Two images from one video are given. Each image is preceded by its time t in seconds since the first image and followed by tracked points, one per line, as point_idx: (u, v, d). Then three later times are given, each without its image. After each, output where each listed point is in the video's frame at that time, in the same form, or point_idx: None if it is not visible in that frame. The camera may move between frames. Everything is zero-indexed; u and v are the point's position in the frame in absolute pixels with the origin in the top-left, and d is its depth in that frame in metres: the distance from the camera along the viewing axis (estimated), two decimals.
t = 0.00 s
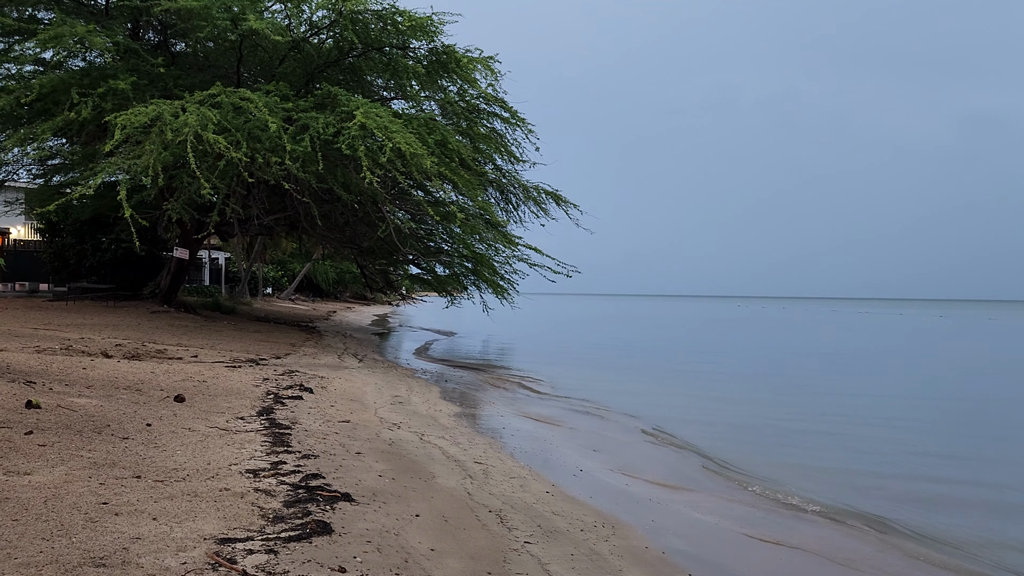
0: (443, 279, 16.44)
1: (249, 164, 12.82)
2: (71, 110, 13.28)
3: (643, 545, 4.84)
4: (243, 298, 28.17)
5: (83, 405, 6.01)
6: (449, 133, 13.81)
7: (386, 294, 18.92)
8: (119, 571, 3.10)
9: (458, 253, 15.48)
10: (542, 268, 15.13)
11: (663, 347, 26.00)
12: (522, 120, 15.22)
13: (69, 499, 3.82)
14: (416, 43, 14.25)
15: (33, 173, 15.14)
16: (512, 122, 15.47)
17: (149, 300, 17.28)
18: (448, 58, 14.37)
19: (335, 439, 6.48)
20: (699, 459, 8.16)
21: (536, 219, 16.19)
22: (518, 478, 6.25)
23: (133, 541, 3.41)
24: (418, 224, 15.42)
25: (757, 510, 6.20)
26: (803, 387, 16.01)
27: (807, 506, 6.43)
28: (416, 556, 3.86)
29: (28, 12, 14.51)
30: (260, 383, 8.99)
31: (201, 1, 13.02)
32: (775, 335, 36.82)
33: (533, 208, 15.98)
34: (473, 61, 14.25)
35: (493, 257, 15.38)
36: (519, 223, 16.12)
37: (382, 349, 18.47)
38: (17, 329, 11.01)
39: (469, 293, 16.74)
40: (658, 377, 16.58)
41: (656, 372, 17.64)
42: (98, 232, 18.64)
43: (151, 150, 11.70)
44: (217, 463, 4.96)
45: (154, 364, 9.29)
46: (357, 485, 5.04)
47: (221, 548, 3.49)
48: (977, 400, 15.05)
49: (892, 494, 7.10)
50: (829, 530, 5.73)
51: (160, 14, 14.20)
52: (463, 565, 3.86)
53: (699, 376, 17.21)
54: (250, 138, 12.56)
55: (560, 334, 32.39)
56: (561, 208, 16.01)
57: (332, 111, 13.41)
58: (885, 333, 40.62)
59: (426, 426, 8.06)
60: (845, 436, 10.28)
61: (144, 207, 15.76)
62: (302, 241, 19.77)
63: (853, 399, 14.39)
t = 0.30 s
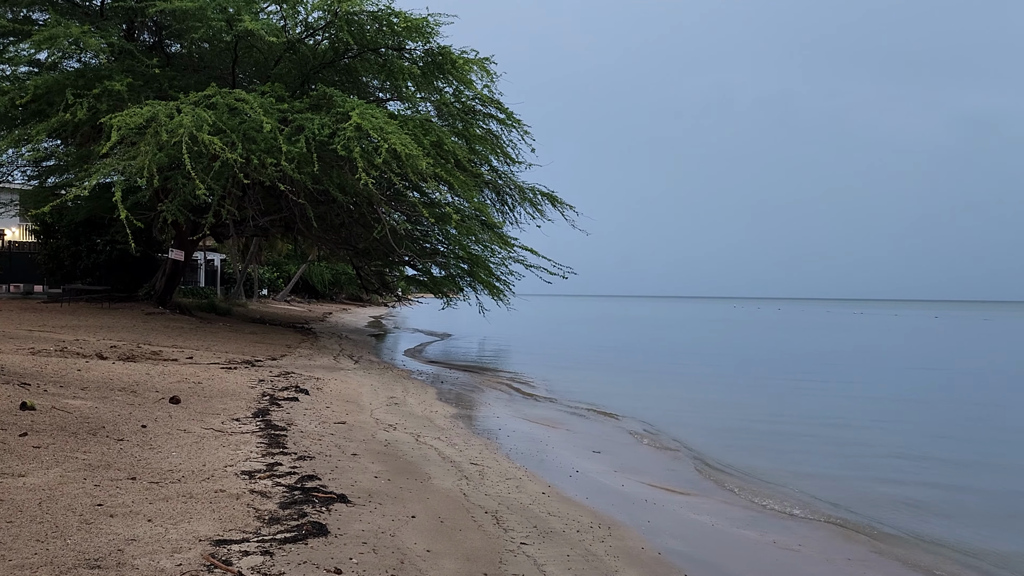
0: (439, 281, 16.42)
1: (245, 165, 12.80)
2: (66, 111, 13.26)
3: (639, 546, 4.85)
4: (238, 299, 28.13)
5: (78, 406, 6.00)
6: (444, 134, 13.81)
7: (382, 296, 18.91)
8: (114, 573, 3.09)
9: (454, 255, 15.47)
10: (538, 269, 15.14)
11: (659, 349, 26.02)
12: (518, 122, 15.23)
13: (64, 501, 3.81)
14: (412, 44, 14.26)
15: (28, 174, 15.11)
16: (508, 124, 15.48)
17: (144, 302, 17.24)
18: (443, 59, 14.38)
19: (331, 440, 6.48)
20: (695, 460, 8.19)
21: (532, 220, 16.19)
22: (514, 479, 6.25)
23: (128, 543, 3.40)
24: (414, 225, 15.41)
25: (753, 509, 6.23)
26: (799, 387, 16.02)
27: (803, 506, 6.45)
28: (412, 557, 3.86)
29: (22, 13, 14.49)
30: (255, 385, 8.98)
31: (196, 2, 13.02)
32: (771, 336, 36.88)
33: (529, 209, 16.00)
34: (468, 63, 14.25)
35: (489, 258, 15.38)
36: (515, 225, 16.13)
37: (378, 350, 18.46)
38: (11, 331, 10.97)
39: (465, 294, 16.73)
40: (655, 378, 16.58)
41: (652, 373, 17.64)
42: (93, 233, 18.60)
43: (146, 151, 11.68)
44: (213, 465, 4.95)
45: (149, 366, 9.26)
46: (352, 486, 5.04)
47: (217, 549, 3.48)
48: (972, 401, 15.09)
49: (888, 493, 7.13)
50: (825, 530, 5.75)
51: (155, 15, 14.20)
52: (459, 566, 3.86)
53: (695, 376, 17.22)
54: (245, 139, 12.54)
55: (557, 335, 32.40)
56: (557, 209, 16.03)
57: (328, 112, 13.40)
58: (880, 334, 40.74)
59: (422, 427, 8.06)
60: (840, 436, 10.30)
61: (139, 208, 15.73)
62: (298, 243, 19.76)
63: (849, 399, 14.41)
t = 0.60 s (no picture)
0: (435, 282, 16.41)
1: (241, 166, 12.78)
2: (61, 112, 13.23)
3: (636, 547, 4.85)
4: (234, 300, 28.10)
5: (73, 408, 5.99)
6: (440, 136, 13.81)
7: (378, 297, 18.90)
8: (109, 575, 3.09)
9: (450, 256, 15.47)
10: (534, 271, 15.16)
11: (655, 350, 26.06)
12: (514, 123, 15.24)
13: (59, 502, 3.80)
14: (408, 46, 14.26)
15: (23, 175, 15.10)
16: (504, 125, 15.49)
17: (139, 303, 17.20)
18: (439, 61, 14.38)
19: (327, 441, 6.47)
20: (693, 461, 8.20)
21: (528, 222, 16.21)
22: (510, 480, 6.25)
23: (123, 544, 3.39)
24: (410, 227, 15.41)
25: (751, 511, 6.23)
26: (795, 389, 16.03)
27: (801, 507, 6.47)
28: (408, 558, 3.85)
29: (17, 13, 14.45)
30: (251, 386, 8.97)
31: (192, 3, 13.01)
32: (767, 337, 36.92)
33: (525, 210, 16.01)
34: (464, 64, 14.25)
35: (484, 259, 15.39)
36: (511, 226, 16.15)
37: (374, 351, 18.44)
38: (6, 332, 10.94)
39: (461, 296, 16.72)
40: (650, 379, 16.60)
41: (648, 374, 17.64)
42: (88, 234, 18.56)
43: (142, 152, 11.66)
44: (208, 466, 4.94)
45: (144, 367, 9.24)
46: (348, 488, 5.03)
47: (212, 550, 3.48)
48: (967, 403, 15.11)
49: (886, 495, 7.14)
50: (822, 531, 5.77)
51: (150, 16, 14.19)
52: (455, 567, 3.86)
53: (690, 378, 17.23)
54: (241, 140, 12.53)
55: (553, 336, 32.40)
56: (553, 211, 16.04)
57: (324, 113, 13.39)
58: (876, 336, 40.80)
59: (417, 428, 8.05)
60: (836, 438, 10.32)
61: (134, 210, 15.71)
62: (294, 245, 19.74)
63: (845, 401, 14.41)
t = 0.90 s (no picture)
0: (431, 283, 16.41)
1: (237, 167, 12.77)
2: (56, 113, 13.20)
3: (631, 549, 4.85)
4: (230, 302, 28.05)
5: (68, 409, 5.97)
6: (436, 137, 13.80)
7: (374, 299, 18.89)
8: None
9: (446, 258, 15.48)
10: (529, 272, 15.17)
11: (650, 351, 26.08)
12: (510, 125, 15.25)
13: (53, 504, 3.79)
14: (404, 47, 14.25)
15: (17, 176, 15.05)
16: (500, 127, 15.49)
17: (134, 305, 17.16)
18: (435, 62, 14.38)
19: (322, 443, 6.46)
20: (688, 463, 8.21)
21: (524, 224, 16.22)
22: (506, 481, 6.25)
23: (118, 546, 3.39)
24: (406, 228, 15.41)
25: (746, 512, 6.25)
26: (790, 391, 16.05)
27: (796, 509, 6.49)
28: (403, 560, 3.85)
29: (12, 14, 14.40)
30: (246, 388, 8.94)
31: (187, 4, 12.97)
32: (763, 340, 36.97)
33: (521, 212, 16.03)
34: (461, 66, 14.25)
35: (480, 261, 15.40)
36: (506, 228, 16.18)
37: (369, 353, 18.42)
38: None
39: (457, 297, 16.72)
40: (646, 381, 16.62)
41: (644, 376, 17.66)
42: (82, 236, 18.50)
43: (137, 154, 11.63)
44: (203, 468, 4.93)
45: (139, 369, 9.21)
46: (343, 489, 5.03)
47: (207, 552, 3.47)
48: (962, 404, 15.14)
49: (880, 496, 7.18)
50: (818, 532, 5.79)
51: (146, 16, 14.15)
52: (449, 568, 3.86)
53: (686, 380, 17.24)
54: (237, 142, 12.51)
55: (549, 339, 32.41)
56: (549, 212, 16.06)
57: (320, 115, 13.38)
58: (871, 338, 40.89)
59: (413, 430, 8.05)
60: (831, 439, 10.35)
61: (129, 211, 15.67)
62: (289, 246, 19.71)
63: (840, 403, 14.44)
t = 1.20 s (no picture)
0: (427, 285, 16.40)
1: (233, 169, 12.76)
2: (52, 114, 13.17)
3: (627, 551, 4.85)
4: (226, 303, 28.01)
5: (63, 411, 5.96)
6: (433, 139, 13.80)
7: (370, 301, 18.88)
8: None
9: (442, 260, 15.48)
10: (526, 275, 15.18)
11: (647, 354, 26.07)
12: (506, 127, 15.26)
13: (48, 506, 3.78)
14: (401, 49, 14.25)
15: (13, 177, 15.02)
16: (496, 129, 15.50)
17: (130, 306, 17.12)
18: (432, 64, 14.39)
19: (318, 445, 6.45)
20: (684, 465, 8.22)
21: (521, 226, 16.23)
22: (502, 483, 6.24)
23: (113, 548, 3.38)
24: (402, 230, 15.40)
25: (742, 515, 6.25)
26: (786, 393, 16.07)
27: (791, 511, 6.50)
28: (399, 562, 3.84)
29: (8, 15, 14.37)
30: (242, 389, 8.93)
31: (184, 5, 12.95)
32: (758, 342, 37.02)
33: (518, 214, 16.03)
34: (457, 68, 14.25)
35: (477, 263, 15.40)
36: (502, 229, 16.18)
37: (366, 355, 18.40)
38: None
39: (453, 299, 16.72)
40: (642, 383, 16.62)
41: (640, 378, 17.67)
42: (78, 237, 18.46)
43: (133, 155, 11.62)
44: (198, 470, 4.92)
45: (134, 370, 9.18)
46: (340, 491, 5.02)
47: (203, 554, 3.47)
48: (958, 407, 15.15)
49: (875, 499, 7.19)
50: (812, 535, 5.80)
51: (142, 18, 14.13)
52: (446, 570, 3.86)
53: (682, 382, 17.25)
54: (233, 143, 12.49)
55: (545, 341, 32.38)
56: (546, 214, 16.07)
57: (316, 116, 13.37)
58: (867, 341, 40.96)
59: (409, 432, 8.04)
60: (825, 441, 10.38)
61: (125, 212, 15.64)
62: (286, 248, 19.71)
63: (835, 405, 14.45)
